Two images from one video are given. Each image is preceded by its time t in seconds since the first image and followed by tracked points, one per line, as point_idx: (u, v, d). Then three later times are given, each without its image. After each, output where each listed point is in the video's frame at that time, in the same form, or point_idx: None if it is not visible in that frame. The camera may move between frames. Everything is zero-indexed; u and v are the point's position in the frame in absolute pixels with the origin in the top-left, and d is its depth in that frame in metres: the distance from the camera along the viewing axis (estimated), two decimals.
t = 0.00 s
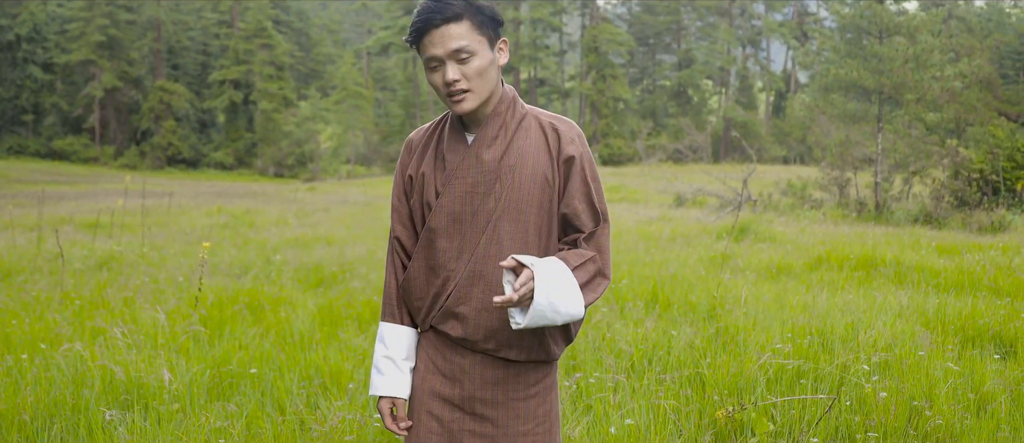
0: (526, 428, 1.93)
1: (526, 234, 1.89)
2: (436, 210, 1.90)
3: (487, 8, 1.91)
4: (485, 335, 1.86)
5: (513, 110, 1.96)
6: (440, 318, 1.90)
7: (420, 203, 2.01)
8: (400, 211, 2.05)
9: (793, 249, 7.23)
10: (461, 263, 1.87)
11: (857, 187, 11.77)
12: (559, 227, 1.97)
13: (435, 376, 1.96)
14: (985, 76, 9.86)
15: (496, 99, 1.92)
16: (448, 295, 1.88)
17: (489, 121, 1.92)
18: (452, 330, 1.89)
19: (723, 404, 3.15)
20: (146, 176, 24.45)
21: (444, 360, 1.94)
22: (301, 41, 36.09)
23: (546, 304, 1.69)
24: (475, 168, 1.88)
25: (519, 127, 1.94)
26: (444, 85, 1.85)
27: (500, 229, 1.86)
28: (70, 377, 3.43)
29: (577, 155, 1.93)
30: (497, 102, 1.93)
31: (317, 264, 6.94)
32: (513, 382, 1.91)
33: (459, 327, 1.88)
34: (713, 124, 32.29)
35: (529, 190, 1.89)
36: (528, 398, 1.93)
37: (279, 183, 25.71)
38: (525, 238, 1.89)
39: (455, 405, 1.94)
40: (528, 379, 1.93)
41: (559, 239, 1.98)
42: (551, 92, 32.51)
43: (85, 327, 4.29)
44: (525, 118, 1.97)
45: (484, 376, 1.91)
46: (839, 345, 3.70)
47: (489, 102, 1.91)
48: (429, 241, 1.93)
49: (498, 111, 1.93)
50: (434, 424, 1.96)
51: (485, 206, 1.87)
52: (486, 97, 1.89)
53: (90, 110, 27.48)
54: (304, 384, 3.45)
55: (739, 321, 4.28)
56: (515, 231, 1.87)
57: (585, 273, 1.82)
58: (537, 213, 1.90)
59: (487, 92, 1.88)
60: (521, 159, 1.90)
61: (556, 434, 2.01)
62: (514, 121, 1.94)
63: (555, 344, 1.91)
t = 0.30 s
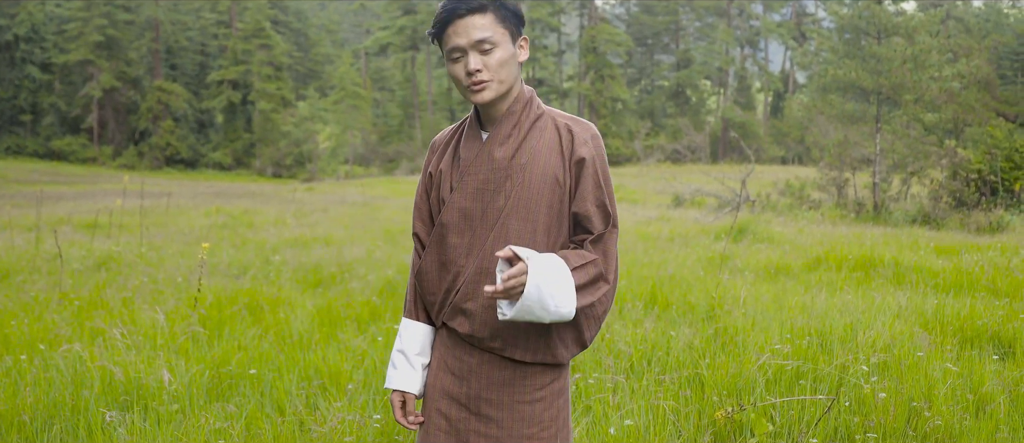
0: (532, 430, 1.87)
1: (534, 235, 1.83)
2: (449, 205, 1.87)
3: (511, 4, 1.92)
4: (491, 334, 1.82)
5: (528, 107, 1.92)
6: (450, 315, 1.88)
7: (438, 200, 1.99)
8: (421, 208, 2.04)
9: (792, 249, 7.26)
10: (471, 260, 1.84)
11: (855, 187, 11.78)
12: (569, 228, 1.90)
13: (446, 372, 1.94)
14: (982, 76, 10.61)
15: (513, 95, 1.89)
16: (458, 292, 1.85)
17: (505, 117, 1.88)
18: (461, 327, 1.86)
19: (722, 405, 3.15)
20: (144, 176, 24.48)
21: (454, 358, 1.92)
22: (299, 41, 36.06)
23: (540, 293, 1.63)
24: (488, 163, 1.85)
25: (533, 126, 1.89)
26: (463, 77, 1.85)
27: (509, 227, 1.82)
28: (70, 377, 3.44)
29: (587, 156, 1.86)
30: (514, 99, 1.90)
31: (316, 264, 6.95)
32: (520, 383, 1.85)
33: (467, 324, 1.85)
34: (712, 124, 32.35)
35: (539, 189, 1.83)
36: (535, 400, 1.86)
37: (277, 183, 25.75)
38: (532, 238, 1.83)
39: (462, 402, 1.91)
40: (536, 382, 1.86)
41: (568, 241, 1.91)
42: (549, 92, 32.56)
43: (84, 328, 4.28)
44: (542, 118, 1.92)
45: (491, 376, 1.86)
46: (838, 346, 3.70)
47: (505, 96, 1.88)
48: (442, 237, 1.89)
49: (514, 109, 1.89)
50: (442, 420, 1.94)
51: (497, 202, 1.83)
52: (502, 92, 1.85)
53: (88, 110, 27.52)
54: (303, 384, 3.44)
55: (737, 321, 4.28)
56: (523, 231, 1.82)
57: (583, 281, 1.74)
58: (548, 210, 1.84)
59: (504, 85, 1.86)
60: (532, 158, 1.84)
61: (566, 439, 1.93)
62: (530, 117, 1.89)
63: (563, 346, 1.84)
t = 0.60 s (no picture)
0: (538, 428, 1.86)
1: (544, 234, 1.82)
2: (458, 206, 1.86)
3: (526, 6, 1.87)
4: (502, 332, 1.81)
5: (536, 108, 1.92)
6: (459, 313, 1.86)
7: (446, 200, 1.98)
8: (428, 210, 2.02)
9: (789, 249, 7.27)
10: (481, 259, 1.83)
11: (852, 187, 11.78)
12: (580, 225, 1.91)
13: (453, 370, 1.91)
14: (979, 76, 10.17)
15: (523, 96, 1.89)
16: (467, 291, 1.83)
17: (514, 118, 1.88)
18: (470, 325, 1.84)
19: (721, 406, 3.14)
20: (139, 176, 24.42)
21: (462, 356, 1.90)
22: (296, 41, 36.03)
23: (545, 318, 1.66)
24: (497, 163, 1.84)
25: (542, 125, 1.89)
26: (472, 78, 1.84)
27: (519, 227, 1.81)
28: (68, 379, 3.43)
29: (598, 153, 1.87)
30: (524, 100, 1.90)
31: (313, 264, 6.94)
32: (528, 381, 1.85)
33: (476, 323, 1.83)
34: (708, 124, 32.37)
35: (548, 187, 1.83)
36: (542, 399, 1.87)
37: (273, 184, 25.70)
38: (543, 239, 1.83)
39: (470, 400, 1.89)
40: (543, 380, 1.86)
41: (578, 239, 1.91)
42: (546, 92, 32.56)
43: (83, 329, 4.28)
44: (549, 118, 1.92)
45: (500, 374, 1.86)
46: (837, 346, 3.71)
47: (516, 96, 1.88)
48: (450, 238, 1.87)
49: (523, 109, 1.89)
50: (445, 418, 1.90)
51: (507, 203, 1.82)
52: (513, 93, 1.85)
53: (85, 110, 27.47)
54: (302, 385, 3.43)
55: (736, 321, 4.28)
56: (533, 230, 1.81)
57: (589, 288, 1.76)
58: (559, 208, 1.85)
59: (515, 87, 1.86)
60: (541, 156, 1.84)
61: (569, 439, 1.94)
62: (539, 118, 1.89)
63: (573, 344, 1.85)
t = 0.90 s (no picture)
0: (542, 426, 1.83)
1: (545, 236, 1.79)
2: (458, 208, 1.81)
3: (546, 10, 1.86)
4: (506, 333, 1.77)
5: (531, 109, 1.89)
6: (459, 317, 1.81)
7: (441, 204, 1.92)
8: (420, 213, 1.96)
9: (789, 249, 7.27)
10: (482, 262, 1.79)
11: (851, 186, 11.77)
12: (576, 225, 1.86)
13: (452, 375, 1.86)
14: (978, 77, 10.95)
15: (526, 95, 1.86)
16: (469, 294, 1.78)
17: (513, 116, 1.85)
18: (471, 328, 1.79)
19: (722, 406, 3.14)
20: (139, 176, 24.42)
21: (462, 359, 1.85)
22: (295, 41, 36.02)
23: (552, 363, 1.66)
24: (500, 164, 1.80)
25: (540, 126, 1.86)
26: (480, 71, 1.80)
27: (520, 228, 1.77)
28: (69, 379, 3.42)
29: (595, 150, 1.84)
30: (523, 100, 1.88)
31: (313, 264, 6.94)
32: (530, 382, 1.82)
33: (479, 325, 1.78)
34: (708, 124, 32.41)
35: (547, 187, 1.79)
36: (546, 398, 1.83)
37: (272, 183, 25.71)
38: (544, 243, 1.79)
39: (471, 404, 1.84)
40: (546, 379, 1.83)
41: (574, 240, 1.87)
42: (545, 92, 32.62)
43: (83, 329, 4.27)
44: (546, 118, 1.89)
45: (501, 376, 1.82)
46: (837, 346, 3.71)
47: (518, 94, 1.85)
48: (449, 241, 1.83)
49: (522, 109, 1.86)
50: (450, 423, 1.87)
51: (509, 205, 1.78)
52: (518, 91, 1.82)
53: (84, 110, 27.49)
54: (304, 385, 3.43)
55: (736, 321, 4.29)
56: (534, 230, 1.78)
57: (590, 305, 1.75)
58: (558, 208, 1.81)
59: (523, 86, 1.83)
60: (540, 155, 1.81)
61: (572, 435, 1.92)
62: (535, 118, 1.86)
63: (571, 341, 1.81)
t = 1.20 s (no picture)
0: (536, 424, 1.85)
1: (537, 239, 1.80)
2: (450, 211, 1.78)
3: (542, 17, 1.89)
4: (500, 334, 1.77)
5: (518, 111, 1.89)
6: (451, 320, 1.79)
7: (425, 210, 1.86)
8: (401, 217, 1.89)
9: (788, 250, 7.27)
10: (474, 265, 1.77)
11: (852, 187, 11.76)
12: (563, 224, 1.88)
13: (444, 380, 1.85)
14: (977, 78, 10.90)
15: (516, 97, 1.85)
16: (462, 297, 1.77)
17: (504, 116, 1.84)
18: (465, 332, 1.78)
19: (722, 407, 3.14)
20: (139, 176, 24.43)
21: (453, 364, 1.83)
22: (295, 42, 36.02)
23: (568, 376, 1.72)
24: (493, 166, 1.79)
25: (527, 128, 1.86)
26: (487, 70, 1.77)
27: (513, 228, 1.78)
28: (70, 380, 3.43)
29: (582, 149, 1.88)
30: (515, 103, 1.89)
31: (313, 265, 6.94)
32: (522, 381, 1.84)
33: (473, 328, 1.77)
34: (708, 124, 32.44)
35: (539, 185, 1.81)
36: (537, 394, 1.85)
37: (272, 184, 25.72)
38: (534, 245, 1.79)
39: (466, 408, 1.83)
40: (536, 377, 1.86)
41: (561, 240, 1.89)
42: (545, 92, 32.66)
43: (84, 330, 4.28)
44: (530, 120, 1.89)
45: (496, 378, 1.81)
46: (837, 346, 3.72)
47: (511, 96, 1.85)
48: (439, 245, 1.80)
49: (512, 111, 1.86)
50: (441, 429, 1.85)
51: (503, 207, 1.78)
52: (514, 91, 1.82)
53: (84, 111, 27.50)
54: (304, 386, 3.44)
55: (736, 322, 4.29)
56: (527, 232, 1.78)
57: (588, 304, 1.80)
58: (548, 207, 1.84)
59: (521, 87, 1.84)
60: (530, 155, 1.82)
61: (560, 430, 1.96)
62: (524, 119, 1.88)
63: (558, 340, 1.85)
